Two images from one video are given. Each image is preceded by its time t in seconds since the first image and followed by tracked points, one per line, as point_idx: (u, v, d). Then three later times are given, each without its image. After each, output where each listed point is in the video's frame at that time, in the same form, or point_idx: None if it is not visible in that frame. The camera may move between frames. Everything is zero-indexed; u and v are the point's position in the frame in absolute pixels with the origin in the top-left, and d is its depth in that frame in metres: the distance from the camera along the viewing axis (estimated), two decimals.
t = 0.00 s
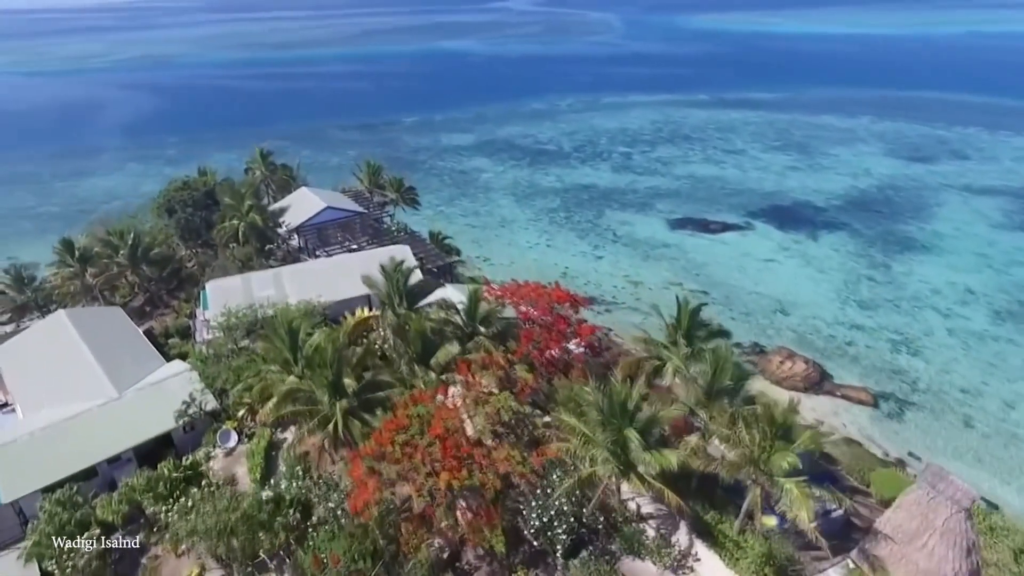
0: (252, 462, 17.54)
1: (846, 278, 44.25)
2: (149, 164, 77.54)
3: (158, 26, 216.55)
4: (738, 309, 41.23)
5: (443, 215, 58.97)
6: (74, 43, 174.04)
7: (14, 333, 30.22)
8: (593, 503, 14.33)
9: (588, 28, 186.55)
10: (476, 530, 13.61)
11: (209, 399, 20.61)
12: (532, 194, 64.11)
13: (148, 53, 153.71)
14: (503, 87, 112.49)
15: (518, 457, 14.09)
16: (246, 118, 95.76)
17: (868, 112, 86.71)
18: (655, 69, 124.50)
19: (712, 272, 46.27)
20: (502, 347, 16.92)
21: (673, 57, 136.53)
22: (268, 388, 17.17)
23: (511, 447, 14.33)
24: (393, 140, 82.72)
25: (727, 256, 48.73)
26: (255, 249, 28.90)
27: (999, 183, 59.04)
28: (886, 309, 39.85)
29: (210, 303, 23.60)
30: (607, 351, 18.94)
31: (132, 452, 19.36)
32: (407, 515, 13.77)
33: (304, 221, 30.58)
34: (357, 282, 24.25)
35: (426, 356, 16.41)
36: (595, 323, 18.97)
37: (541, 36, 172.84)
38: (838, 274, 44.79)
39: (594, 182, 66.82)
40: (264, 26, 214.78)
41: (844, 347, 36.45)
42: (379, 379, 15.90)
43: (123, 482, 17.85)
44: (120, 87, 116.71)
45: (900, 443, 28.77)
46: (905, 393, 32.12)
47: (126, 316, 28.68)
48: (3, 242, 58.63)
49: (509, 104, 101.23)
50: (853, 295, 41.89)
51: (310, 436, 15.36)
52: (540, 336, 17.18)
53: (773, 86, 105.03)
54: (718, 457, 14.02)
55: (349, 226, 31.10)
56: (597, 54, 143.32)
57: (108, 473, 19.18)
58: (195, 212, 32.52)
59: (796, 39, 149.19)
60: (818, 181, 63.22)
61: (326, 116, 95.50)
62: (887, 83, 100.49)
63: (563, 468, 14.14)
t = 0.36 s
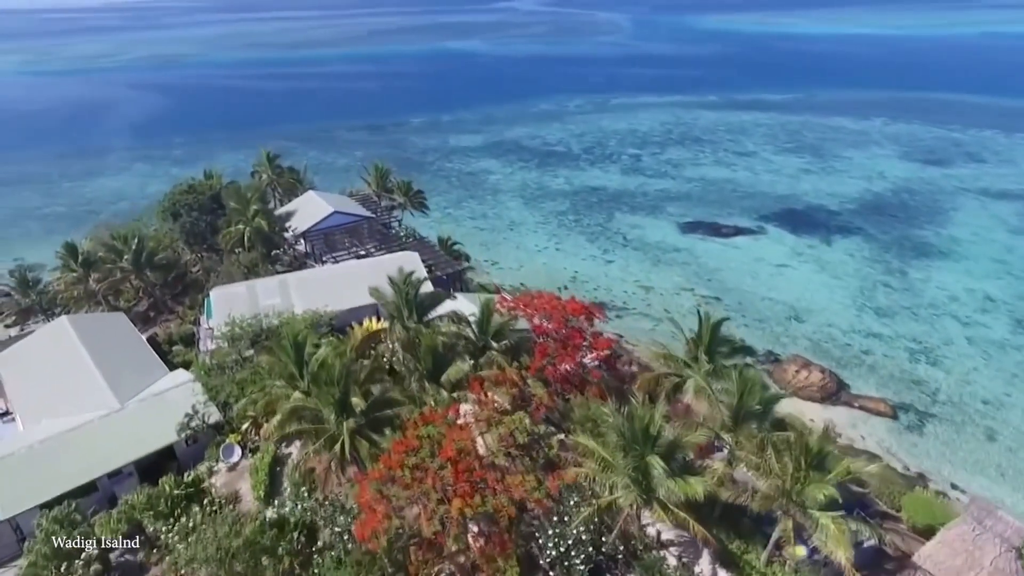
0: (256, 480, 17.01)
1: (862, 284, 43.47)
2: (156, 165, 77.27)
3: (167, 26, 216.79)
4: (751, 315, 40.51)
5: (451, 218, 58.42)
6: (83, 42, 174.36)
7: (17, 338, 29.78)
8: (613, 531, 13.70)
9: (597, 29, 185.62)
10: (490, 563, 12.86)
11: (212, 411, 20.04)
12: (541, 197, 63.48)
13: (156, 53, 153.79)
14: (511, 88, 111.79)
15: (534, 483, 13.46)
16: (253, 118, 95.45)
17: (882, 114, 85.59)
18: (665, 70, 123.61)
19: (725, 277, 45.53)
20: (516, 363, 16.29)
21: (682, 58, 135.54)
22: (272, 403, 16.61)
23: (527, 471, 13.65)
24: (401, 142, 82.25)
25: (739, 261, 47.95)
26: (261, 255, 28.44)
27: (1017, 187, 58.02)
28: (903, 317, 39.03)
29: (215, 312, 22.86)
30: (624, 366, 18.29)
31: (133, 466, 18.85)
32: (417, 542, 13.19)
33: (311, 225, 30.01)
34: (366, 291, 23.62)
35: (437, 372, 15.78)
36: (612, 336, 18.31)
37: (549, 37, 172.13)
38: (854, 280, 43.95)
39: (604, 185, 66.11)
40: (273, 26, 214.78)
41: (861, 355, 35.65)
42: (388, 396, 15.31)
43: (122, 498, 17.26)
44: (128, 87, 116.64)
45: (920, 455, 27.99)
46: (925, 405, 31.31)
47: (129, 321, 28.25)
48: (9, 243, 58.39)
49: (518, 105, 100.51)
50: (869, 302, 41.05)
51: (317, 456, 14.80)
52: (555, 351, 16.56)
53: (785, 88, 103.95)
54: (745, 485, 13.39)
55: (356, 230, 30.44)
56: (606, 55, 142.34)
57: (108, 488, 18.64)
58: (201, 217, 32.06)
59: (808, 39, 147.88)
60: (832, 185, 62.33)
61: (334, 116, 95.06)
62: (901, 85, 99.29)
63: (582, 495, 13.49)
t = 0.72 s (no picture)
0: (258, 497, 16.59)
1: (874, 289, 42.86)
2: (160, 165, 76.92)
3: (171, 26, 216.83)
4: (761, 321, 39.94)
5: (456, 220, 57.88)
6: (88, 43, 174.56)
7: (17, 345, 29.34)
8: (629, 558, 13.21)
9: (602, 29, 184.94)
10: None
11: (214, 423, 19.55)
12: (547, 199, 62.92)
13: (161, 53, 153.62)
14: (516, 89, 111.29)
15: (548, 507, 13.03)
16: (257, 119, 95.06)
17: (890, 115, 84.87)
18: (671, 70, 122.93)
19: (733, 282, 44.92)
20: (526, 379, 15.86)
21: (688, 59, 134.86)
22: (275, 418, 16.13)
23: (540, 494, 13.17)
24: (406, 142, 81.76)
25: (748, 265, 47.30)
26: (264, 261, 27.89)
27: None
28: (916, 324, 38.43)
29: (216, 320, 22.27)
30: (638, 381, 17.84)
31: (131, 480, 18.34)
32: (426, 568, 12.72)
33: (316, 230, 29.51)
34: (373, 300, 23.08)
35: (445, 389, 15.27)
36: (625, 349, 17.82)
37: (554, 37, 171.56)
38: (865, 285, 43.34)
39: (610, 187, 65.53)
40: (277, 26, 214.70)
41: (874, 363, 35.02)
42: (394, 413, 14.81)
43: (120, 515, 16.72)
44: (132, 87, 116.32)
45: (936, 467, 27.38)
46: (941, 414, 30.69)
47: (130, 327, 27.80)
48: (12, 244, 58.09)
49: (523, 105, 99.95)
50: (882, 308, 40.44)
51: (320, 475, 14.32)
52: (567, 366, 16.08)
53: (792, 89, 103.25)
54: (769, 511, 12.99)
55: (361, 235, 29.93)
56: (611, 56, 141.72)
57: (106, 502, 18.15)
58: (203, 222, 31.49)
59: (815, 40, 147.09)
60: (841, 187, 61.66)
61: (338, 117, 94.64)
62: (909, 86, 98.54)
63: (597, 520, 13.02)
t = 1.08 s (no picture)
0: (261, 519, 16.04)
1: (887, 296, 42.21)
2: (164, 166, 76.42)
3: (176, 26, 216.58)
4: (772, 329, 39.32)
5: (462, 223, 57.25)
6: (93, 42, 174.23)
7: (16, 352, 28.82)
8: None
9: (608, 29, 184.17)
10: None
11: (214, 438, 18.98)
12: (553, 201, 62.27)
13: (165, 53, 153.31)
14: (522, 89, 110.69)
15: (566, 539, 12.54)
16: (262, 119, 94.61)
17: (900, 117, 84.06)
18: (677, 71, 122.12)
19: (743, 287, 44.24)
20: (540, 397, 15.32)
21: (695, 59, 134.21)
22: (277, 437, 15.45)
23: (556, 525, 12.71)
24: (411, 143, 81.11)
25: (759, 270, 46.59)
26: (268, 268, 27.32)
27: None
28: (932, 331, 37.78)
29: (218, 329, 21.65)
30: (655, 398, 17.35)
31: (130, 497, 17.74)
32: None
33: (321, 235, 28.95)
34: (379, 310, 22.48)
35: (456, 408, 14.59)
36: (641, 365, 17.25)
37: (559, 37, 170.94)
38: (879, 292, 42.67)
39: (617, 189, 64.85)
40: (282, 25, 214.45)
41: (888, 372, 34.34)
42: (401, 434, 14.21)
43: (117, 536, 16.13)
44: (136, 87, 115.93)
45: (956, 481, 26.76)
46: (961, 427, 29.99)
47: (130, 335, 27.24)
48: (14, 246, 57.62)
49: (528, 106, 99.30)
50: (897, 315, 39.79)
51: (325, 500, 13.72)
52: (584, 384, 15.58)
53: (799, 90, 102.45)
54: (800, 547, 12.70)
55: (367, 241, 29.35)
56: (616, 56, 140.94)
57: (103, 520, 17.53)
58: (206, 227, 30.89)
59: (821, 40, 146.31)
60: (851, 190, 60.94)
61: (343, 117, 94.10)
62: (918, 87, 97.74)
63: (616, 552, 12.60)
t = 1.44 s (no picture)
0: (265, 538, 15.60)
1: (900, 301, 41.57)
2: (168, 167, 76.09)
3: (181, 26, 216.43)
4: (783, 335, 38.69)
5: (468, 225, 56.71)
6: (99, 42, 174.23)
7: (16, 359, 28.33)
8: None
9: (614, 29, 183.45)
10: None
11: (216, 452, 18.43)
12: (560, 203, 61.70)
13: (170, 53, 153.13)
14: (527, 90, 110.16)
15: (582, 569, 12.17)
16: (266, 119, 94.22)
17: (910, 119, 83.19)
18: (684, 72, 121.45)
19: (754, 292, 43.61)
20: (553, 415, 14.97)
21: (701, 60, 133.44)
22: (280, 454, 14.98)
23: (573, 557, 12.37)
24: (416, 145, 80.61)
25: (768, 275, 45.92)
26: (271, 273, 26.86)
27: None
28: (947, 339, 37.14)
29: (219, 339, 21.12)
30: (669, 414, 17.07)
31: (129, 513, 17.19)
32: None
33: (326, 241, 28.44)
34: (386, 320, 21.90)
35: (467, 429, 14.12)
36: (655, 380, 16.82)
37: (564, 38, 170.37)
38: (892, 297, 42.00)
39: (624, 191, 64.25)
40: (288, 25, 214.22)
41: (903, 380, 33.69)
42: (409, 453, 13.73)
43: (115, 555, 15.58)
44: (140, 87, 115.68)
45: (974, 494, 26.15)
46: (978, 437, 29.34)
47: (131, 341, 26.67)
48: (17, 247, 57.29)
49: (534, 107, 98.70)
50: (910, 322, 39.15)
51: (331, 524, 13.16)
52: (598, 401, 15.23)
53: (807, 91, 101.66)
54: None
55: (373, 246, 28.78)
56: (623, 57, 140.17)
57: (101, 536, 16.99)
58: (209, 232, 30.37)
59: (829, 41, 145.40)
60: (862, 193, 60.25)
61: (347, 118, 93.64)
62: (928, 88, 96.85)
63: None
